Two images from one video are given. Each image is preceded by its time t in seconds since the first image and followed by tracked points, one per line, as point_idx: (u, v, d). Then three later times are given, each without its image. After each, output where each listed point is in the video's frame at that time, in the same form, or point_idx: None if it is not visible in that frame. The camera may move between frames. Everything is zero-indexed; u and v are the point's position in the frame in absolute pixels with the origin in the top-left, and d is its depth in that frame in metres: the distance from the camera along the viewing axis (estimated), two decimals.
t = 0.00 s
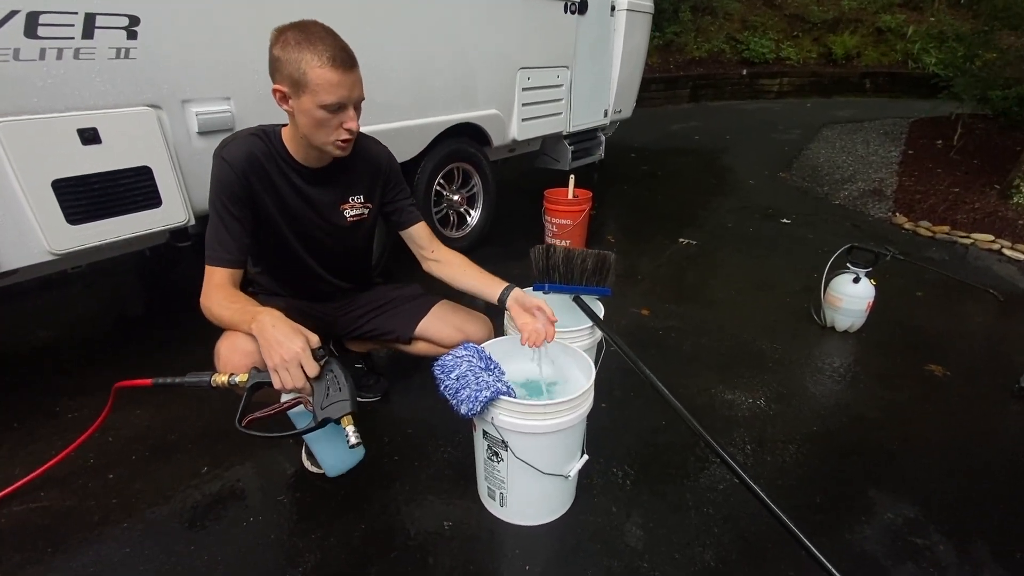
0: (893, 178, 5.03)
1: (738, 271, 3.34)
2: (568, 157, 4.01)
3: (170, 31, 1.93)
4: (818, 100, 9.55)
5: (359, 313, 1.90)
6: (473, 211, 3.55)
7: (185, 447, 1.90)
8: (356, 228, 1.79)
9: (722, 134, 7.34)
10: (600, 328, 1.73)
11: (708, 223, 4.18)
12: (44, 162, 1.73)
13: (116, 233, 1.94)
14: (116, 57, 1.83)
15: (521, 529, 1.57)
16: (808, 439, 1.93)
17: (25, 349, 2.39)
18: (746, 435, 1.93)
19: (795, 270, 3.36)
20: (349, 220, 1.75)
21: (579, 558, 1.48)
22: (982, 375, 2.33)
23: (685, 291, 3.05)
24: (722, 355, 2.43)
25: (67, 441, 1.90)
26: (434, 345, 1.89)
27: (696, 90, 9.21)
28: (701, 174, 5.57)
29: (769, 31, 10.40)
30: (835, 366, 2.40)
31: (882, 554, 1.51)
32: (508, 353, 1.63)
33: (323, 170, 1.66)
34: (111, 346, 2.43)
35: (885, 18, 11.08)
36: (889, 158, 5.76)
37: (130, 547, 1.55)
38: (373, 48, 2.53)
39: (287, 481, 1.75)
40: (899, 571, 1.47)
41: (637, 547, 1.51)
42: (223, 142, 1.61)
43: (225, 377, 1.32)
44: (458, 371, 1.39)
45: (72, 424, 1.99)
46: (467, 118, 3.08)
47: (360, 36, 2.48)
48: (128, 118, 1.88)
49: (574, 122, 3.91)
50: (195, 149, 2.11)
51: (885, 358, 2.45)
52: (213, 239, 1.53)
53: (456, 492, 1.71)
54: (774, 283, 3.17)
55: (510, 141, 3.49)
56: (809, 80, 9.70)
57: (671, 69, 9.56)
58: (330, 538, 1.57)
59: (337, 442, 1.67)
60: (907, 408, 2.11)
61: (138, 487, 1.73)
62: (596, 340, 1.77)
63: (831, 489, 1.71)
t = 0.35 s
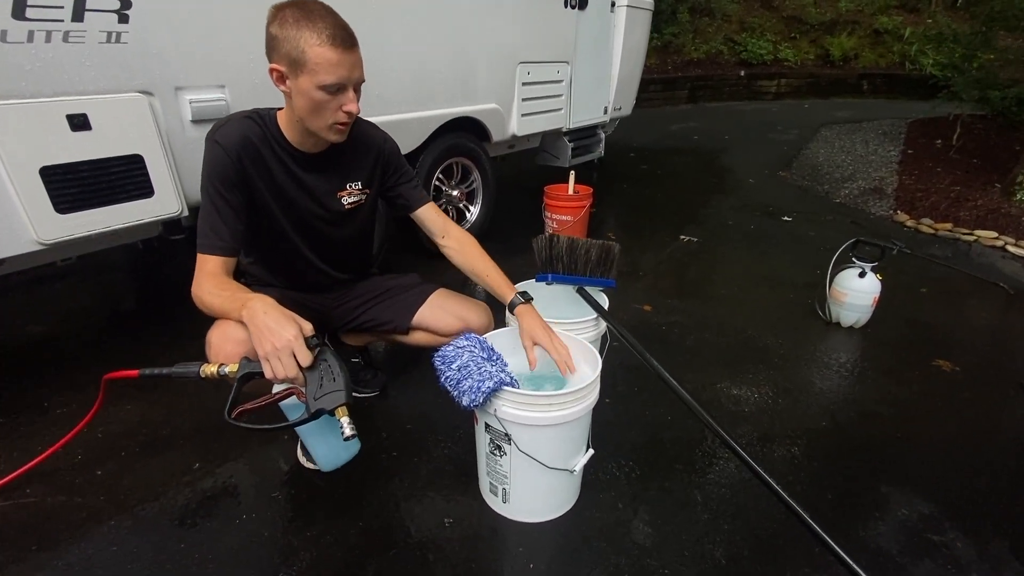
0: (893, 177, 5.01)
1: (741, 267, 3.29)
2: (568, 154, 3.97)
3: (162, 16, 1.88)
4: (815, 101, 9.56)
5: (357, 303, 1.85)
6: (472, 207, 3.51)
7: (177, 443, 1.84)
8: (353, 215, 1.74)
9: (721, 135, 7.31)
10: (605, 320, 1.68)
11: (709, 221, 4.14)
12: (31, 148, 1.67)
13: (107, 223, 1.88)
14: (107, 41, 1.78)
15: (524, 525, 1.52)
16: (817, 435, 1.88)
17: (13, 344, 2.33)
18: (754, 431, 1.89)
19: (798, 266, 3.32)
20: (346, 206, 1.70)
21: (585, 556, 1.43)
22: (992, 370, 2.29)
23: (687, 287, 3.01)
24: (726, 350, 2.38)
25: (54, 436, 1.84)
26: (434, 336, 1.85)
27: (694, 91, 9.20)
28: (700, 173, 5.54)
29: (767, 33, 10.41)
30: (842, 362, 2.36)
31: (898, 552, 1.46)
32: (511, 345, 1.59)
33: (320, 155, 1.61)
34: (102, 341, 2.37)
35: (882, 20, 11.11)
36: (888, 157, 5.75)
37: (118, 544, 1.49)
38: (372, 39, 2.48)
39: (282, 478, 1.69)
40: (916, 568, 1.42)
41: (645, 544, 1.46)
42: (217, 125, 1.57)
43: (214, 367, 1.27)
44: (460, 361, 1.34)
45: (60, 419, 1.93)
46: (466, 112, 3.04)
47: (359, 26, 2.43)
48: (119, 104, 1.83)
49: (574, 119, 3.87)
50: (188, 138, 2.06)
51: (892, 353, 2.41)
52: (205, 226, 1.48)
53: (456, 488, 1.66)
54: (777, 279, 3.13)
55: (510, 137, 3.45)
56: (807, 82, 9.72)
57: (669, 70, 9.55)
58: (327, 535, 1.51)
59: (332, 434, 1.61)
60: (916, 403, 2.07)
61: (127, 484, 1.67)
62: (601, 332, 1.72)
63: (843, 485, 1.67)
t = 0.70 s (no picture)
0: (891, 177, 5.00)
1: (741, 267, 3.27)
2: (566, 154, 3.94)
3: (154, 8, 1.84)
4: (812, 104, 9.57)
5: (353, 300, 1.81)
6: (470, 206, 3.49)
7: (168, 444, 1.79)
8: (349, 209, 1.71)
9: (718, 136, 7.31)
10: (607, 317, 1.65)
11: (708, 221, 4.12)
12: (19, 141, 1.63)
13: (97, 219, 1.84)
14: (98, 33, 1.74)
15: (525, 527, 1.48)
16: (821, 434, 1.85)
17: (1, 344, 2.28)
18: (758, 431, 1.85)
19: (798, 266, 3.30)
20: (341, 199, 1.67)
21: (587, 559, 1.39)
22: (995, 370, 2.27)
23: (687, 286, 2.98)
24: (728, 349, 2.35)
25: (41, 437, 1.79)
26: (431, 332, 1.81)
27: (691, 93, 9.20)
28: (698, 174, 5.52)
29: (763, 36, 10.43)
30: (844, 361, 2.34)
31: (907, 553, 1.43)
32: (513, 342, 1.55)
33: (315, 147, 1.58)
34: (92, 341, 2.32)
35: (878, 23, 11.14)
36: (886, 159, 5.75)
37: (106, 548, 1.45)
38: (369, 34, 2.45)
39: (277, 479, 1.65)
40: (926, 570, 1.39)
41: (648, 546, 1.43)
42: (209, 117, 1.53)
43: (211, 363, 1.22)
44: (459, 358, 1.30)
45: (48, 420, 1.89)
46: (464, 110, 3.01)
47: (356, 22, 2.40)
48: (110, 97, 1.79)
49: (572, 118, 3.85)
50: (181, 133, 2.02)
51: (894, 352, 2.38)
52: (196, 220, 1.44)
53: (454, 490, 1.62)
54: (777, 279, 3.11)
55: (507, 136, 3.42)
56: (803, 84, 9.73)
57: (666, 72, 9.55)
58: (321, 538, 1.47)
59: (336, 432, 1.57)
60: (921, 402, 2.05)
61: (117, 486, 1.63)
62: (602, 329, 1.70)
63: (848, 485, 1.64)
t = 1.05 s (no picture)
0: (888, 180, 5.01)
1: (740, 269, 3.26)
2: (565, 156, 3.93)
3: (150, 9, 1.82)
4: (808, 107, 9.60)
5: (354, 304, 1.80)
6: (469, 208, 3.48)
7: (165, 450, 1.77)
8: (349, 209, 1.70)
9: (715, 139, 7.32)
10: (607, 320, 1.64)
11: (707, 223, 4.11)
12: (13, 143, 1.61)
13: (93, 222, 1.82)
14: (94, 34, 1.72)
15: (526, 534, 1.46)
16: (823, 438, 1.84)
17: None
18: (760, 436, 1.84)
19: (797, 268, 3.29)
20: (342, 198, 1.66)
21: (590, 566, 1.38)
22: (996, 373, 2.27)
23: (687, 288, 2.98)
24: (728, 352, 2.34)
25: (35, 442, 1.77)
26: (433, 337, 1.80)
27: (688, 96, 9.21)
28: (696, 176, 5.52)
29: (760, 38, 10.46)
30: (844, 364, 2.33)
31: (912, 560, 1.42)
32: (514, 346, 1.54)
33: (313, 146, 1.57)
34: (88, 345, 2.30)
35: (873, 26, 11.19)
36: (883, 161, 5.76)
37: (101, 557, 1.42)
38: (367, 36, 2.43)
39: (274, 486, 1.63)
40: None
41: (651, 552, 1.42)
42: (206, 119, 1.51)
43: (211, 372, 1.21)
44: (460, 363, 1.28)
45: (43, 426, 1.86)
46: (462, 112, 3.00)
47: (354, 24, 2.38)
48: (106, 99, 1.77)
49: (570, 120, 3.84)
50: (178, 136, 2.00)
51: (894, 355, 2.38)
52: (196, 224, 1.42)
53: (454, 495, 1.60)
54: (776, 281, 3.10)
55: (506, 138, 3.41)
56: (799, 87, 9.76)
57: (663, 74, 9.57)
58: (320, 546, 1.45)
59: (340, 442, 1.54)
60: (922, 405, 2.04)
61: (112, 493, 1.61)
62: (603, 333, 1.68)
63: (852, 489, 1.63)
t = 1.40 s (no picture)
0: (885, 180, 5.02)
1: (739, 270, 3.27)
2: (564, 157, 3.93)
3: (148, 10, 1.81)
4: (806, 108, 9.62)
5: (355, 306, 1.79)
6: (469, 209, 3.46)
7: (164, 452, 1.76)
8: (348, 210, 1.69)
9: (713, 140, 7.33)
10: (607, 321, 1.63)
11: (705, 224, 4.12)
12: (11, 144, 1.60)
13: (90, 224, 1.81)
14: (91, 35, 1.72)
15: (527, 537, 1.46)
16: (824, 439, 1.84)
17: None
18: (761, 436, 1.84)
19: (796, 269, 3.30)
20: (340, 199, 1.65)
21: (591, 568, 1.37)
22: (994, 372, 2.27)
23: (686, 289, 2.98)
24: (727, 353, 2.34)
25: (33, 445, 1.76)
26: (433, 336, 1.79)
27: (686, 98, 9.23)
28: (694, 177, 5.53)
29: (757, 40, 10.49)
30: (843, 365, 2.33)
31: (913, 561, 1.41)
32: (513, 347, 1.53)
33: (312, 147, 1.57)
34: (86, 348, 2.29)
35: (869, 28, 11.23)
36: (880, 162, 5.77)
37: (100, 560, 1.41)
38: (365, 36, 2.43)
39: (274, 489, 1.62)
40: None
41: (653, 554, 1.41)
42: (204, 121, 1.51)
43: (213, 376, 1.20)
44: (460, 364, 1.28)
45: (41, 428, 1.85)
46: (461, 114, 2.99)
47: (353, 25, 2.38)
48: (104, 100, 1.76)
49: (569, 121, 3.84)
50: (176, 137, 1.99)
51: (893, 355, 2.38)
52: (197, 227, 1.42)
53: (454, 497, 1.59)
54: (775, 282, 3.10)
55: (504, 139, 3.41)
56: (796, 88, 9.79)
57: (661, 76, 9.58)
58: (319, 549, 1.44)
59: (343, 446, 1.54)
60: (922, 405, 2.04)
61: (111, 495, 1.60)
62: (603, 334, 1.67)
63: (852, 489, 1.63)
